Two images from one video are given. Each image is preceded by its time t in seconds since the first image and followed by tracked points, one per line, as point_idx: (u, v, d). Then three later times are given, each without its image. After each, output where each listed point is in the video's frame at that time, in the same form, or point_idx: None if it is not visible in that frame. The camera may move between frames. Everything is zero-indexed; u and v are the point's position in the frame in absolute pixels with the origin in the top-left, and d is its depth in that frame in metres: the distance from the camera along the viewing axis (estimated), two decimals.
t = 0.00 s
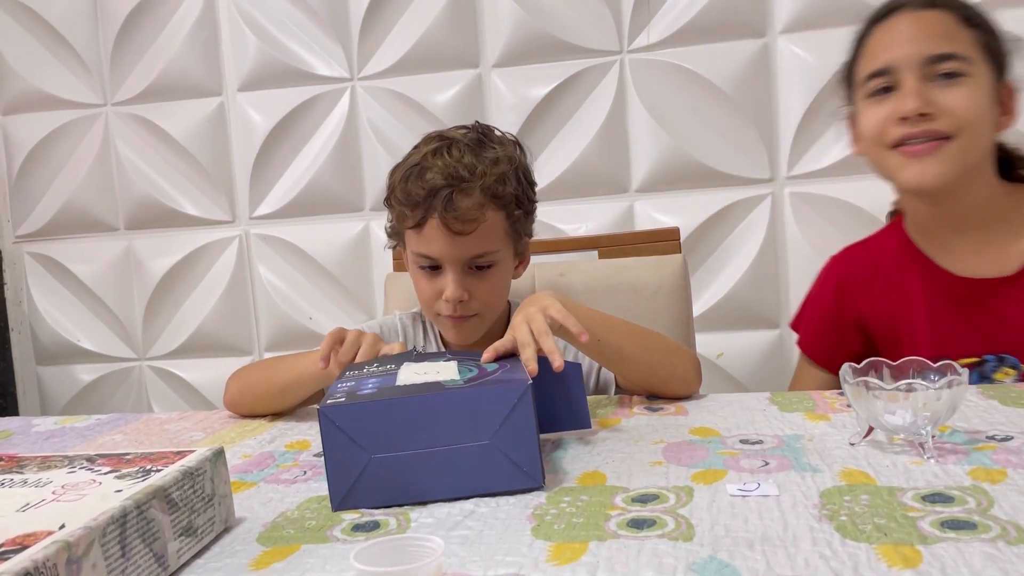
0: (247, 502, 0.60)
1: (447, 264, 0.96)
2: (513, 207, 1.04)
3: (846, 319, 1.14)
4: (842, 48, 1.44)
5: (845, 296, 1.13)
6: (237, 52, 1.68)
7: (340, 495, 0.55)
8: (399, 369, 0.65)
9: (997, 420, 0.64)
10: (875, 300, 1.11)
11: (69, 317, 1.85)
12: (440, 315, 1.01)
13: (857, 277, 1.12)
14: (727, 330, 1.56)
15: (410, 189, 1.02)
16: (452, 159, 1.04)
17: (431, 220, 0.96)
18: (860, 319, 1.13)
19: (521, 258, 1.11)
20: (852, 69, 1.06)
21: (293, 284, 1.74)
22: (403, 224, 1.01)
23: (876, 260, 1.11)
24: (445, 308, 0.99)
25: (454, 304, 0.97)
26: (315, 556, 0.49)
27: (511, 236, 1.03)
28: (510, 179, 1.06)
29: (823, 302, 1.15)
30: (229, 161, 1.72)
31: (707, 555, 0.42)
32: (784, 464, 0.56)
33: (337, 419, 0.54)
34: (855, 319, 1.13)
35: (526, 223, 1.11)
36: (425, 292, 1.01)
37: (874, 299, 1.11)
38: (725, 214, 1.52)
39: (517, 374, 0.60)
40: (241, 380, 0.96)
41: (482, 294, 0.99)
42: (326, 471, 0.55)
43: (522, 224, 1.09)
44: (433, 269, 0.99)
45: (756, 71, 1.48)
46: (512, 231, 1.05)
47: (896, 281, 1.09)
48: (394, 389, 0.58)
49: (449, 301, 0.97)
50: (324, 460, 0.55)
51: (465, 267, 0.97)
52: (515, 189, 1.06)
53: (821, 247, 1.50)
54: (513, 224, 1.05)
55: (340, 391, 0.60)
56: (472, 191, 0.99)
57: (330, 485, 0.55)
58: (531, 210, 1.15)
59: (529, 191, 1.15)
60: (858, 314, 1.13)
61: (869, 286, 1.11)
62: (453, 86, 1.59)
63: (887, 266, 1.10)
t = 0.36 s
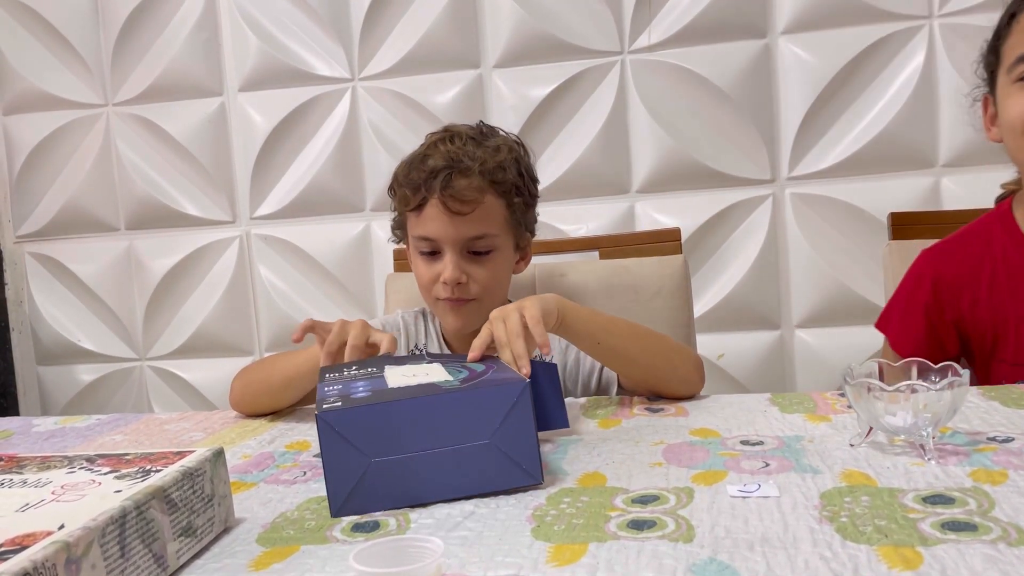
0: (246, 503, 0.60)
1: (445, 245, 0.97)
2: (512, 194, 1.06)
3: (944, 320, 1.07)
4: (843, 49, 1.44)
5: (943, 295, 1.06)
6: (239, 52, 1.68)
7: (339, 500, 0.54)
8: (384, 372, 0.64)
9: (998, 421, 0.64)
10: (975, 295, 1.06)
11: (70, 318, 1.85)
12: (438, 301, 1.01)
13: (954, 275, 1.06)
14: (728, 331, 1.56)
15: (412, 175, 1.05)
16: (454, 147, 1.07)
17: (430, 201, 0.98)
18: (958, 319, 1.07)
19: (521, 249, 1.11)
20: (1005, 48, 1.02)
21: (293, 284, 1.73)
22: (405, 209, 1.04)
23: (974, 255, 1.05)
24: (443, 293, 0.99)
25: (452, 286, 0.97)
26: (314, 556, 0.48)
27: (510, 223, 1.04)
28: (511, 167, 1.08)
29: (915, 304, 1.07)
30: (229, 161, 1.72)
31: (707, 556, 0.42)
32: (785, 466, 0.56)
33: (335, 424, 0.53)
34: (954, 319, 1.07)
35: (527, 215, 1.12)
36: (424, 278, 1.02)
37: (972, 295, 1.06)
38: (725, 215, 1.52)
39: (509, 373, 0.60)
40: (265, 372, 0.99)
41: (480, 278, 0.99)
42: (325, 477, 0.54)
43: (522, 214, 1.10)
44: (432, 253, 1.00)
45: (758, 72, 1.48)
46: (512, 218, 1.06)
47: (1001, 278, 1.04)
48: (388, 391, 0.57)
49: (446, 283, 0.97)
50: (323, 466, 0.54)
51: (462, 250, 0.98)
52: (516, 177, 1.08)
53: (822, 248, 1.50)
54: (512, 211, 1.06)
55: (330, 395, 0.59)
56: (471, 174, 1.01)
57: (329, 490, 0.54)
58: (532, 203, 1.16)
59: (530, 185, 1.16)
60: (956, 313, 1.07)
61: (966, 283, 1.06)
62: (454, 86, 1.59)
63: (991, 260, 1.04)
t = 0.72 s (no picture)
0: (247, 503, 0.60)
1: (438, 231, 1.00)
2: (506, 183, 1.08)
3: (950, 323, 1.08)
4: (844, 50, 1.44)
5: (949, 301, 1.07)
6: (240, 52, 1.68)
7: (351, 507, 0.53)
8: (378, 378, 0.64)
9: (1000, 423, 0.63)
10: (979, 298, 1.07)
11: (72, 318, 1.85)
12: (435, 291, 1.02)
13: (958, 280, 1.06)
14: (729, 332, 1.56)
15: (408, 170, 1.09)
16: (448, 142, 1.11)
17: (423, 189, 1.01)
18: (965, 322, 1.08)
19: (520, 241, 1.12)
20: (974, 64, 1.01)
21: (294, 285, 1.74)
22: (402, 203, 1.07)
23: (982, 255, 1.06)
24: (438, 281, 1.00)
25: (446, 272, 0.98)
26: (314, 557, 0.48)
27: (505, 210, 1.06)
28: (504, 158, 1.11)
29: (921, 314, 1.08)
30: (231, 162, 1.73)
31: (707, 557, 0.42)
32: (785, 467, 0.56)
33: (350, 429, 0.52)
34: (960, 321, 1.08)
35: (524, 207, 1.14)
36: (421, 269, 1.03)
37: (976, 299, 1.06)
38: (726, 216, 1.52)
39: (508, 374, 0.60)
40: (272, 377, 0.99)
41: (475, 263, 0.99)
42: (339, 484, 0.52)
43: (519, 206, 1.11)
44: (427, 241, 1.02)
45: (759, 73, 1.48)
46: (507, 207, 1.07)
47: (1004, 281, 1.04)
48: (396, 395, 0.56)
49: (440, 269, 0.98)
50: (336, 474, 0.52)
51: (455, 235, 1.00)
52: (509, 167, 1.10)
53: (823, 249, 1.50)
54: (507, 200, 1.07)
55: (333, 401, 0.58)
56: (462, 162, 1.05)
57: (342, 497, 0.52)
58: (531, 199, 1.18)
59: (529, 181, 1.18)
60: (962, 317, 1.08)
61: (971, 286, 1.06)
62: (455, 87, 1.59)
63: (996, 265, 1.05)
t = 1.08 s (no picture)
0: (252, 503, 0.60)
1: (453, 230, 1.00)
2: (520, 183, 1.09)
3: (932, 329, 1.08)
4: (847, 50, 1.44)
5: (931, 305, 1.07)
6: (243, 53, 1.68)
7: (343, 504, 0.54)
8: (389, 376, 0.64)
9: (1004, 421, 0.63)
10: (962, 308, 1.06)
11: (74, 319, 1.86)
12: (448, 290, 1.02)
13: (939, 286, 1.06)
14: (732, 332, 1.56)
15: (422, 169, 1.09)
16: (463, 141, 1.11)
17: (438, 187, 1.02)
18: (947, 329, 1.08)
19: (532, 241, 1.12)
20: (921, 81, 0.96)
21: (297, 286, 1.74)
22: (416, 202, 1.07)
23: (960, 264, 1.05)
24: (451, 279, 1.00)
25: (460, 271, 0.99)
26: (320, 556, 0.49)
27: (519, 211, 1.06)
28: (517, 158, 1.11)
29: (903, 312, 1.09)
30: (234, 163, 1.73)
31: (712, 556, 0.42)
32: (789, 466, 0.56)
33: (341, 427, 0.53)
34: (942, 329, 1.08)
35: (536, 208, 1.14)
36: (433, 267, 1.03)
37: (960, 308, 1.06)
38: (729, 216, 1.52)
39: (513, 377, 0.60)
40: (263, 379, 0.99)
41: (489, 262, 1.00)
42: (330, 480, 0.53)
43: (532, 206, 1.12)
44: (441, 240, 1.02)
45: (761, 73, 1.48)
46: (521, 207, 1.08)
47: (983, 292, 1.04)
48: (394, 395, 0.57)
49: (455, 267, 0.99)
50: (328, 470, 0.53)
51: (469, 234, 1.00)
52: (523, 168, 1.11)
53: (825, 249, 1.50)
54: (520, 200, 1.08)
55: (334, 399, 0.58)
56: (477, 162, 1.05)
57: (333, 494, 0.53)
58: (543, 200, 1.18)
59: (541, 182, 1.19)
60: (943, 323, 1.07)
61: (951, 294, 1.06)
62: (458, 87, 1.59)
63: (980, 276, 1.04)
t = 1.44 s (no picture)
0: (252, 508, 0.61)
1: (462, 237, 1.00)
2: (530, 192, 1.09)
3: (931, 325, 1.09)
4: (847, 53, 1.44)
5: (928, 303, 1.08)
6: (244, 57, 1.68)
7: (337, 495, 0.56)
8: (390, 373, 0.65)
9: (1004, 426, 0.63)
10: (960, 304, 1.06)
11: (76, 322, 1.86)
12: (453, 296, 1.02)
13: (936, 284, 1.07)
14: (732, 335, 1.56)
15: (432, 174, 1.09)
16: (474, 147, 1.11)
17: (448, 194, 1.01)
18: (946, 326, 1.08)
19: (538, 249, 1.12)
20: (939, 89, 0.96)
21: (299, 289, 1.74)
22: (425, 206, 1.07)
23: (955, 262, 1.06)
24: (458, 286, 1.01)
25: (467, 278, 0.99)
26: (320, 561, 0.49)
27: (527, 220, 1.07)
28: (528, 167, 1.11)
29: (901, 312, 1.09)
30: (235, 166, 1.73)
31: (710, 561, 0.42)
32: (788, 470, 0.56)
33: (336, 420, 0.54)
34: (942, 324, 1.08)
35: (544, 217, 1.14)
36: (440, 272, 1.03)
37: (957, 303, 1.06)
38: (729, 219, 1.52)
39: (509, 378, 0.60)
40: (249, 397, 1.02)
41: (496, 272, 1.00)
42: (324, 470, 0.55)
43: (540, 215, 1.12)
44: (449, 246, 1.02)
45: (761, 75, 1.49)
46: (529, 216, 1.08)
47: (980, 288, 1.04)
48: (391, 391, 0.58)
49: (461, 275, 0.99)
50: (322, 462, 0.55)
51: (478, 242, 1.00)
52: (532, 177, 1.11)
53: (826, 252, 1.50)
54: (529, 209, 1.08)
55: (334, 392, 0.59)
56: (488, 170, 1.05)
57: (327, 485, 0.55)
58: (551, 208, 1.18)
59: (550, 190, 1.19)
60: (941, 320, 1.08)
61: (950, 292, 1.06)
62: (458, 91, 1.60)
63: (976, 271, 1.04)
